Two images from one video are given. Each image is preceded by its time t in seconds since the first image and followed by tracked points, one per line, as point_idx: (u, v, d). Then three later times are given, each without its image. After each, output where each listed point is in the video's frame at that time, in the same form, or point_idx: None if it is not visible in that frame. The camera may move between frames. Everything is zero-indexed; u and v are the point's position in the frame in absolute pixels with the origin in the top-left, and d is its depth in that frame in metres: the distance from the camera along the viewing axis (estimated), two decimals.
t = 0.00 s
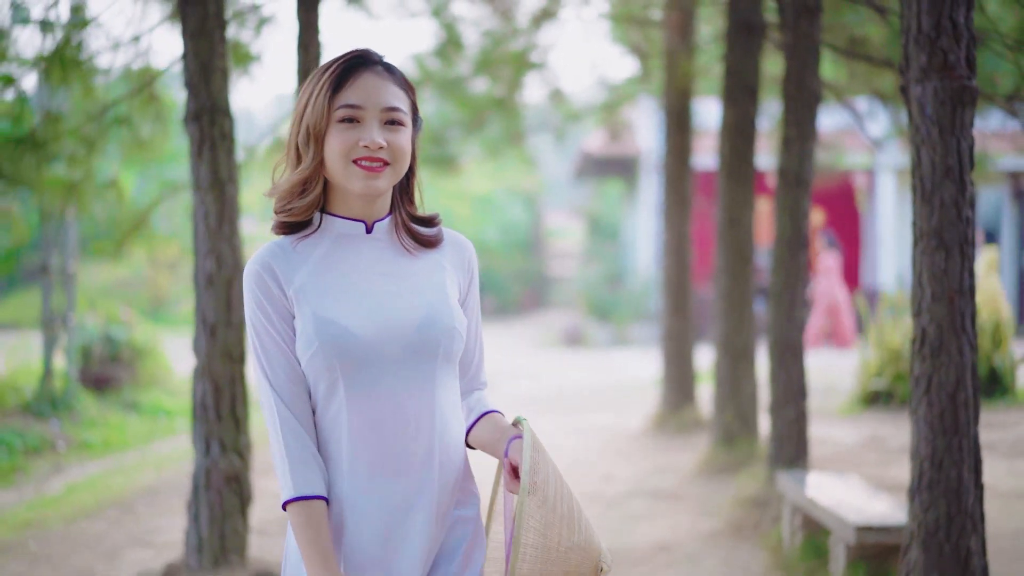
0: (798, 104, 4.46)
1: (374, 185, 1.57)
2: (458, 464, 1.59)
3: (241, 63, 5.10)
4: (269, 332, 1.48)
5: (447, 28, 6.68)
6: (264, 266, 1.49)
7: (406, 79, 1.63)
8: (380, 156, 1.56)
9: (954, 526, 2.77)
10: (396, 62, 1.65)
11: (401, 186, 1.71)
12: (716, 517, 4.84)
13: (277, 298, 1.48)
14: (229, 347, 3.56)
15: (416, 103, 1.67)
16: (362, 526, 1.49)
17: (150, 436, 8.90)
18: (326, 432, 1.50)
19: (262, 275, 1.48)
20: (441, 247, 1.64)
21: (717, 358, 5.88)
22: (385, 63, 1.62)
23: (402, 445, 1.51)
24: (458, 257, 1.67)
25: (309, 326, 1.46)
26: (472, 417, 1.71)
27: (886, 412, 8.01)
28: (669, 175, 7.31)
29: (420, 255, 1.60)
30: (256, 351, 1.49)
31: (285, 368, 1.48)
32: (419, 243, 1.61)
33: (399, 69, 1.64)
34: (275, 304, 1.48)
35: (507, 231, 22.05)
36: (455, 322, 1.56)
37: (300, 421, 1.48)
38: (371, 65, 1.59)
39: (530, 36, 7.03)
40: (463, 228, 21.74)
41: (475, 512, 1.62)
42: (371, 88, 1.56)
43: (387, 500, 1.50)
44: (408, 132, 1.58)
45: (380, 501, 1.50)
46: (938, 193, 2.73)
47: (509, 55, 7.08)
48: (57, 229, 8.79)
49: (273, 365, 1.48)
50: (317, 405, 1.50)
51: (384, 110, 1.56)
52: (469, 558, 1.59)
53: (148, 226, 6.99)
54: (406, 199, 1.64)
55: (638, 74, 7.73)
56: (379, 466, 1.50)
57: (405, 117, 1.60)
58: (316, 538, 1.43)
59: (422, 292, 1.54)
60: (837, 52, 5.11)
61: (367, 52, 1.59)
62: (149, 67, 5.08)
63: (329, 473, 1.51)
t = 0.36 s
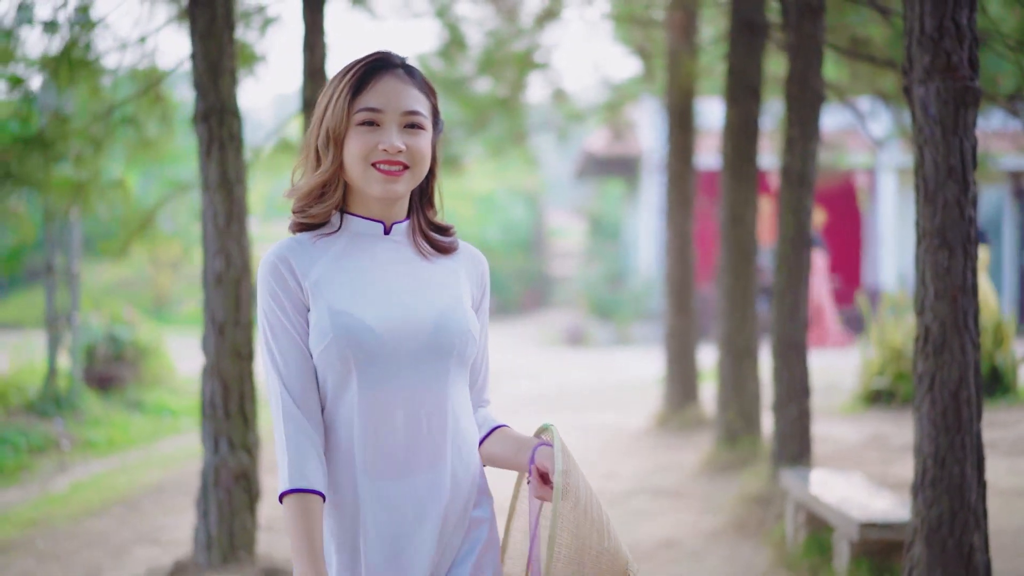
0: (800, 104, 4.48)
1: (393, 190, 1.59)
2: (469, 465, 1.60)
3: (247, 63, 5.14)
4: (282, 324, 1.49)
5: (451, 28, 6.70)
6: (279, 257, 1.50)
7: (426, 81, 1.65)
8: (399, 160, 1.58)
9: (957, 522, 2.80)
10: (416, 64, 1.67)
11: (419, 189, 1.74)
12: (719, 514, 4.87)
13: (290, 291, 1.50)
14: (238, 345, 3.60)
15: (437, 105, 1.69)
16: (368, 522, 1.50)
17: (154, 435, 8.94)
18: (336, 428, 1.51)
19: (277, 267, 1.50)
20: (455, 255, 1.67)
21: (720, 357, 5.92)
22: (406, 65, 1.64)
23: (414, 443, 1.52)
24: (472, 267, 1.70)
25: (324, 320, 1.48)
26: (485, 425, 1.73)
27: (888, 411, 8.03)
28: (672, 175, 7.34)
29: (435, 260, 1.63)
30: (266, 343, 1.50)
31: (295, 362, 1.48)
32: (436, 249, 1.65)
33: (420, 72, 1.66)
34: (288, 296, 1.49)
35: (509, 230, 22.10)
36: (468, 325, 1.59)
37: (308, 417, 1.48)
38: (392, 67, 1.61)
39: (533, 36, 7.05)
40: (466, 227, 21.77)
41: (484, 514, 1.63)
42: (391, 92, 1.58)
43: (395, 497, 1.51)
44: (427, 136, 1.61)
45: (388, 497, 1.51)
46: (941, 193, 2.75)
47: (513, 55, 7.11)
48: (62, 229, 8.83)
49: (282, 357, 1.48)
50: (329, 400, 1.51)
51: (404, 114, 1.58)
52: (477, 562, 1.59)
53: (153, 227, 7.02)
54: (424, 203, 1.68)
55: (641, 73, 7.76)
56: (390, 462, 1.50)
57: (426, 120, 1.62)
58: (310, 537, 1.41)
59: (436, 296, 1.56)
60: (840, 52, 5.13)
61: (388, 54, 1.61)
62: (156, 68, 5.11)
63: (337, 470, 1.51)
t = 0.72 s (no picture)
0: (804, 103, 4.51)
1: (412, 189, 1.62)
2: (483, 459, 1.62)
3: (253, 63, 5.16)
4: (297, 312, 1.50)
5: (455, 29, 6.72)
6: (297, 246, 1.53)
7: (446, 80, 1.67)
8: (419, 160, 1.61)
9: (962, 518, 2.82)
10: (437, 63, 1.69)
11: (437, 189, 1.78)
12: (723, 512, 4.90)
13: (307, 279, 1.51)
14: (247, 342, 3.63)
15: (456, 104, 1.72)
16: (381, 512, 1.52)
17: (158, 434, 8.97)
18: (350, 419, 1.53)
19: (295, 256, 1.52)
20: (471, 255, 1.71)
21: (724, 355, 5.95)
22: (426, 65, 1.67)
23: (430, 434, 1.54)
24: (488, 270, 1.74)
25: (343, 309, 1.50)
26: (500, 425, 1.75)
27: (891, 410, 8.05)
28: (675, 174, 7.37)
29: (452, 259, 1.67)
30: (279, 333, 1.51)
31: (310, 350, 1.49)
32: (453, 248, 1.69)
33: (439, 71, 1.68)
34: (306, 284, 1.51)
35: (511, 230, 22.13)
36: (483, 319, 1.62)
37: (320, 409, 1.48)
38: (411, 66, 1.64)
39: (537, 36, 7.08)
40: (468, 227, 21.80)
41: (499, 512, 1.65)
42: (411, 91, 1.61)
43: (409, 488, 1.53)
44: (446, 136, 1.63)
45: (401, 487, 1.53)
46: (946, 191, 2.78)
47: (517, 55, 7.14)
48: (67, 228, 8.86)
49: (295, 346, 1.49)
50: (344, 391, 1.53)
51: (424, 113, 1.61)
52: (492, 557, 1.61)
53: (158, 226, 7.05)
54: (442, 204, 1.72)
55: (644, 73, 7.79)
56: (405, 453, 1.53)
57: (445, 119, 1.65)
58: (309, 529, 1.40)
59: (454, 293, 1.60)
60: (843, 52, 5.16)
61: (408, 52, 1.64)
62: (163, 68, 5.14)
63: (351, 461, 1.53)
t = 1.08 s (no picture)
0: (810, 103, 4.54)
1: (433, 188, 1.66)
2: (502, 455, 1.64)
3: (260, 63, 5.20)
4: (315, 308, 1.53)
5: (460, 29, 6.75)
6: (317, 242, 1.56)
7: (467, 77, 1.70)
8: (439, 160, 1.64)
9: (967, 513, 2.85)
10: (458, 59, 1.71)
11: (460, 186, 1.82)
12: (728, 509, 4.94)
13: (325, 274, 1.55)
14: (257, 340, 3.68)
15: (478, 99, 1.75)
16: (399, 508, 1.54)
17: (164, 433, 9.01)
18: (369, 415, 1.56)
19: (315, 252, 1.55)
20: (493, 249, 1.75)
21: (729, 354, 5.98)
22: (447, 62, 1.70)
23: (448, 429, 1.58)
24: (510, 266, 1.77)
25: (363, 304, 1.53)
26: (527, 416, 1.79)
27: (894, 409, 8.09)
28: (679, 174, 7.41)
29: (474, 254, 1.71)
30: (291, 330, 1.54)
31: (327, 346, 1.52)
32: (474, 244, 1.73)
33: (461, 68, 1.71)
34: (323, 282, 1.54)
35: (514, 230, 22.17)
36: (504, 314, 1.65)
37: (314, 399, 1.49)
38: (433, 64, 1.66)
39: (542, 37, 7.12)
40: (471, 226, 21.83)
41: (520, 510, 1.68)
42: (432, 92, 1.64)
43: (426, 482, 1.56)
44: (466, 135, 1.66)
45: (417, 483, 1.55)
46: (951, 190, 2.82)
47: (522, 55, 7.16)
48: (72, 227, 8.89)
49: (307, 340, 1.51)
50: (363, 386, 1.56)
51: (444, 114, 1.64)
52: (513, 556, 1.65)
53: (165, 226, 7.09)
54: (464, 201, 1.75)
55: (648, 73, 7.83)
56: (425, 446, 1.56)
57: (466, 117, 1.68)
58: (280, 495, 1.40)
59: (476, 288, 1.63)
60: (847, 52, 5.19)
61: (430, 51, 1.66)
62: (171, 67, 5.17)
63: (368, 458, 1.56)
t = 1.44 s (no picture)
0: (814, 102, 4.57)
1: (453, 181, 1.76)
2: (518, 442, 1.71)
3: (267, 63, 5.23)
4: (330, 301, 1.66)
5: (465, 28, 6.77)
6: (335, 243, 1.67)
7: (485, 68, 1.78)
8: (459, 153, 1.74)
9: (971, 507, 2.88)
10: (477, 50, 1.79)
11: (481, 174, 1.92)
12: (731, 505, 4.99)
13: (344, 276, 1.67)
14: (266, 337, 3.74)
15: (498, 86, 1.83)
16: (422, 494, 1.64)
17: (169, 431, 9.06)
18: (393, 408, 1.68)
19: (333, 252, 1.67)
20: (513, 238, 1.86)
21: (734, 352, 6.02)
22: (466, 55, 1.77)
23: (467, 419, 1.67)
24: (531, 255, 1.87)
25: (384, 300, 1.64)
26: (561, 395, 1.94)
27: (898, 406, 8.13)
28: (683, 173, 7.44)
29: (496, 245, 1.81)
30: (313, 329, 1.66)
31: (343, 344, 1.68)
32: (495, 234, 1.84)
33: (480, 59, 1.79)
34: (340, 281, 1.67)
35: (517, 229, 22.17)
36: (528, 309, 1.74)
37: (311, 403, 1.64)
38: (451, 57, 1.74)
39: (546, 37, 7.14)
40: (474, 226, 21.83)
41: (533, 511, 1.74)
42: (449, 86, 1.72)
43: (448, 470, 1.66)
44: (485, 127, 1.75)
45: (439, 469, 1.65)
46: (956, 188, 2.84)
47: (526, 55, 7.05)
48: (77, 227, 8.91)
49: (319, 331, 1.66)
50: (387, 380, 1.67)
51: (463, 108, 1.73)
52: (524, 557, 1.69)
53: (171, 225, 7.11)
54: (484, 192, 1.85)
55: (652, 72, 7.84)
56: (445, 433, 1.66)
57: (485, 108, 1.76)
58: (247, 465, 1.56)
59: (501, 284, 1.72)
60: (851, 51, 5.21)
61: (448, 44, 1.74)
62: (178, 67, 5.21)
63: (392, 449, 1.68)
